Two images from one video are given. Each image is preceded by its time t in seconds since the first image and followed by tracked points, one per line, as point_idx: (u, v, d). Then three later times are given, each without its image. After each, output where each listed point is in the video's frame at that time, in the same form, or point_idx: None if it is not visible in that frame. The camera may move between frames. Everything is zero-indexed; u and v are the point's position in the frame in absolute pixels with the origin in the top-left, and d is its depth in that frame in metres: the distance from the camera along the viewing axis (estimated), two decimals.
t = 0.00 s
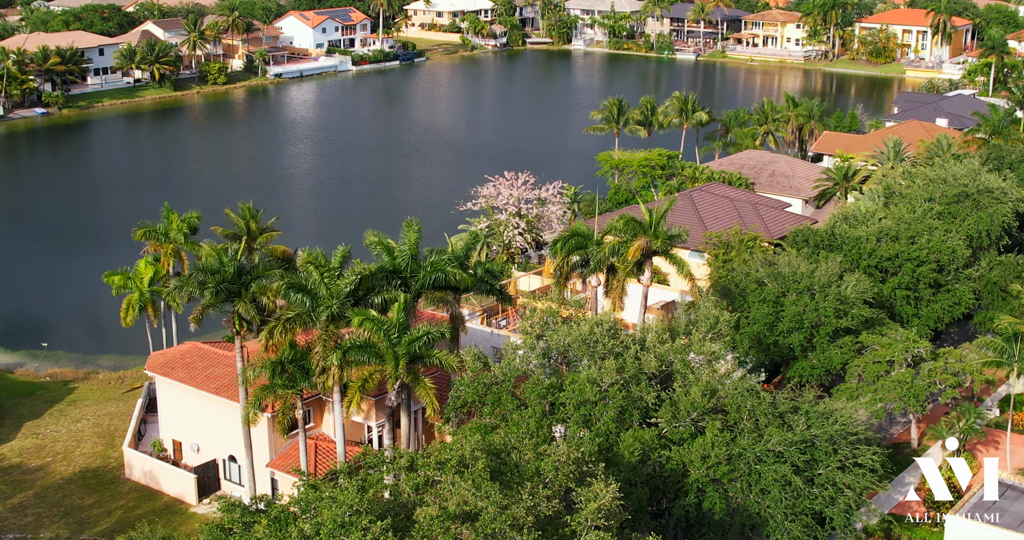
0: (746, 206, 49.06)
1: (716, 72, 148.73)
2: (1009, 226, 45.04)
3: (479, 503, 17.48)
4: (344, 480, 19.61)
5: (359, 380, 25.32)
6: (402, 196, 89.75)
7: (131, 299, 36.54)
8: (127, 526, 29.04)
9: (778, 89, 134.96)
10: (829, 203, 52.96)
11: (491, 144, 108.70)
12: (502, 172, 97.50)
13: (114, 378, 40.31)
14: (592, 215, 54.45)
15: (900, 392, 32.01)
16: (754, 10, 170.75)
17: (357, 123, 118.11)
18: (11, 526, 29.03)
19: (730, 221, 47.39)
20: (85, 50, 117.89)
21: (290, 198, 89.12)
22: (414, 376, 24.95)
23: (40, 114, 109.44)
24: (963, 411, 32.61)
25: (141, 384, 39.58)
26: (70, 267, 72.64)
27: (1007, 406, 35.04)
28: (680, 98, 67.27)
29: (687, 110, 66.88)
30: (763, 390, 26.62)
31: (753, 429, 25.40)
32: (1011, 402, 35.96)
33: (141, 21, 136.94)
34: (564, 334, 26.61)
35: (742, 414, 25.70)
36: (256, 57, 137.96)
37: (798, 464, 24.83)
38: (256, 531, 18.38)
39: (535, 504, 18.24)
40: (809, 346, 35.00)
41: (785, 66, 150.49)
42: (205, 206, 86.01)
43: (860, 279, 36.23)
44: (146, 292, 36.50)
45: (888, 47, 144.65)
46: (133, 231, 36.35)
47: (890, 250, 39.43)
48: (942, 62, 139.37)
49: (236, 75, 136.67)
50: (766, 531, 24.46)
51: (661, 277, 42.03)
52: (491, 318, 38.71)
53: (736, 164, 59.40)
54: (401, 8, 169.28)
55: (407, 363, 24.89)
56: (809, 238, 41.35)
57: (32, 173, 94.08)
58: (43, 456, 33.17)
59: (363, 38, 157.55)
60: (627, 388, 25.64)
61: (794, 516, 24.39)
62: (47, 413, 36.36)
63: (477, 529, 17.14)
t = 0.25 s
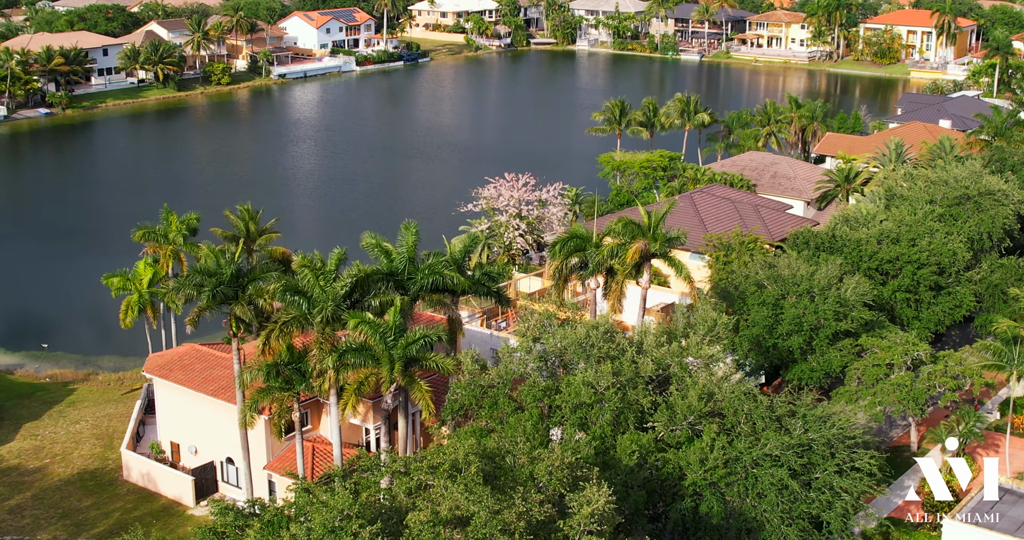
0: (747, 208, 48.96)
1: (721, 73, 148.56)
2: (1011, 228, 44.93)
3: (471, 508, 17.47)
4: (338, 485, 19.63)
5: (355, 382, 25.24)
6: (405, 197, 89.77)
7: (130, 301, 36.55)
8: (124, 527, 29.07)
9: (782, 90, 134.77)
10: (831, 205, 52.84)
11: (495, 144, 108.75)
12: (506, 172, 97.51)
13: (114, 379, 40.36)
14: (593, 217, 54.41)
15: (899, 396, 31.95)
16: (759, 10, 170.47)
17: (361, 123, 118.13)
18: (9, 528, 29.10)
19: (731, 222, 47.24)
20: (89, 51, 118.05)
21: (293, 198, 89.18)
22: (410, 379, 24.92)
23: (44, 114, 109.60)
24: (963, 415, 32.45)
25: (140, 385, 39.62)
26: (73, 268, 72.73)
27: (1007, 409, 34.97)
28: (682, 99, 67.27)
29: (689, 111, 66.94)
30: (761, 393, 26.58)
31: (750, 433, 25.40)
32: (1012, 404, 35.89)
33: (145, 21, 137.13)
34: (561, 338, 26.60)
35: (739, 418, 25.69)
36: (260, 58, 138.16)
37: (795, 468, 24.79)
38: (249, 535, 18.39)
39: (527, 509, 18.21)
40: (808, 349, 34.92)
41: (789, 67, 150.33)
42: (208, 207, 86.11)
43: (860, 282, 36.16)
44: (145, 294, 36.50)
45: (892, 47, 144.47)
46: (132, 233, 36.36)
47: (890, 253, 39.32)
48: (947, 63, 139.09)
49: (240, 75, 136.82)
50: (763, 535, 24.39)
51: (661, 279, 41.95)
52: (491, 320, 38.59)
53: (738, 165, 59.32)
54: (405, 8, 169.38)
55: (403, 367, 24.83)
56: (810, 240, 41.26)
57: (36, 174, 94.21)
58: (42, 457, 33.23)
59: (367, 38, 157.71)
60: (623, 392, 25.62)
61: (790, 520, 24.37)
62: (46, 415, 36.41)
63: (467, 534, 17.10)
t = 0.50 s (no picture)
0: (747, 210, 48.88)
1: (724, 74, 148.37)
2: (1011, 231, 44.85)
3: (462, 512, 17.53)
4: (330, 490, 19.62)
5: (350, 385, 25.18)
6: (408, 198, 89.74)
7: (129, 302, 36.56)
8: (121, 530, 29.08)
9: (786, 91, 134.57)
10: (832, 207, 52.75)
11: (498, 145, 108.73)
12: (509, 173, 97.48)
13: (113, 380, 40.36)
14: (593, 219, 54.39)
15: (898, 399, 31.87)
16: (762, 12, 170.38)
17: (364, 124, 118.18)
18: (5, 530, 29.15)
19: (731, 224, 47.13)
20: (93, 51, 118.13)
21: (296, 199, 89.19)
22: (406, 382, 24.86)
23: (47, 115, 109.66)
24: (961, 418, 32.35)
25: (140, 386, 39.62)
26: (75, 269, 72.76)
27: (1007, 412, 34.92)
28: (683, 101, 67.16)
29: (691, 113, 66.74)
30: (757, 397, 26.49)
31: (747, 437, 25.31)
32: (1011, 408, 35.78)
33: (149, 22, 137.24)
34: (558, 340, 26.49)
35: (735, 421, 25.59)
36: (264, 58, 138.30)
37: (791, 472, 24.72)
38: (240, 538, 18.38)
39: (518, 514, 18.15)
40: (807, 352, 34.84)
41: (793, 69, 150.27)
42: (210, 208, 86.17)
43: (859, 285, 36.10)
44: (144, 296, 36.56)
45: (896, 49, 144.38)
46: (130, 234, 36.35)
47: (890, 255, 39.23)
48: (951, 65, 138.93)
49: (243, 76, 136.91)
50: None
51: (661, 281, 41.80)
52: (490, 322, 38.32)
53: (738, 167, 59.26)
54: (408, 9, 169.51)
55: (399, 371, 24.77)
56: (810, 242, 41.20)
57: (39, 174, 94.25)
58: (40, 459, 33.24)
59: (370, 39, 157.83)
60: (619, 395, 25.46)
61: (786, 525, 24.39)
62: (45, 416, 36.43)
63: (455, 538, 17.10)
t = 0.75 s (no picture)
0: (748, 213, 48.73)
1: (729, 76, 148.22)
2: (1012, 234, 44.71)
3: (450, 519, 17.54)
4: (320, 496, 19.60)
5: (343, 390, 25.09)
6: (411, 200, 89.61)
7: (127, 305, 36.57)
8: (116, 533, 29.08)
9: (790, 94, 134.38)
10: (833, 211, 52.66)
11: (502, 147, 108.60)
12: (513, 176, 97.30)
13: (111, 383, 40.42)
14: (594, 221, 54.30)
15: (895, 404, 31.80)
16: (767, 13, 170.18)
17: (368, 126, 118.23)
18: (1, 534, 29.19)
19: (732, 228, 47.00)
20: (96, 53, 118.31)
21: (299, 201, 89.12)
22: (400, 387, 24.79)
23: (51, 116, 109.83)
24: (960, 424, 32.23)
25: (138, 389, 39.65)
26: (78, 271, 72.84)
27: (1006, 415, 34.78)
28: (686, 103, 66.95)
29: (693, 116, 66.14)
30: (753, 402, 26.44)
31: (742, 443, 25.24)
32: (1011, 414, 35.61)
33: (153, 24, 137.47)
34: (553, 345, 26.41)
35: (731, 426, 25.54)
36: (268, 60, 138.45)
37: (786, 478, 24.60)
38: None
39: (507, 520, 18.03)
40: (805, 357, 34.77)
41: (797, 71, 150.08)
42: (213, 210, 86.12)
43: (858, 289, 35.99)
44: (142, 299, 36.51)
45: (901, 51, 144.21)
46: (129, 236, 36.39)
47: (890, 259, 39.11)
48: (956, 67, 138.72)
49: (247, 77, 137.04)
50: None
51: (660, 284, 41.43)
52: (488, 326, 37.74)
53: (740, 170, 59.15)
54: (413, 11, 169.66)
55: (392, 376, 24.70)
56: (809, 246, 41.05)
57: (42, 176, 94.43)
58: (36, 462, 33.27)
59: (374, 41, 157.96)
60: (615, 400, 25.37)
61: (781, 531, 24.23)
62: (42, 419, 36.47)
63: None
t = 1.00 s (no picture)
0: (748, 217, 48.62)
1: (733, 78, 148.03)
2: (1012, 238, 44.59)
3: (438, 526, 17.52)
4: (310, 502, 19.56)
5: (337, 395, 25.02)
6: (415, 203, 89.56)
7: (124, 308, 36.18)
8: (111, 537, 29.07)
9: (795, 96, 134.19)
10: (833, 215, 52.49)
11: (505, 150, 108.49)
12: (516, 178, 97.19)
13: (110, 386, 40.43)
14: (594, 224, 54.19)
15: (893, 409, 31.67)
16: (772, 15, 170.08)
17: (372, 128, 118.23)
18: None
19: (731, 231, 46.87)
20: (100, 55, 118.43)
21: (302, 203, 89.11)
22: (393, 391, 24.72)
23: (54, 118, 109.93)
24: (959, 429, 32.13)
25: (136, 392, 39.65)
26: (79, 272, 72.87)
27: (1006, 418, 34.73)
28: (687, 106, 66.78)
29: (694, 119, 66.06)
30: (748, 407, 26.36)
31: (737, 448, 25.15)
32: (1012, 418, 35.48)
33: (156, 26, 137.60)
34: (549, 349, 26.32)
35: (726, 432, 25.45)
36: (271, 62, 138.57)
37: (781, 484, 24.51)
38: None
39: (496, 527, 17.93)
40: (804, 362, 34.62)
41: (801, 73, 149.94)
42: (216, 213, 86.13)
43: (857, 293, 35.87)
44: (139, 302, 35.97)
45: (905, 53, 144.17)
46: (126, 239, 36.36)
47: (889, 263, 39.03)
48: (960, 69, 138.56)
49: (250, 79, 137.15)
50: None
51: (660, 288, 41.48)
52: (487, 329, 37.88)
53: (741, 173, 59.04)
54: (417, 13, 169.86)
55: (386, 381, 24.63)
56: (809, 249, 40.90)
57: (45, 177, 94.54)
58: (33, 465, 33.28)
59: (378, 43, 158.07)
60: (610, 405, 25.22)
61: (776, 537, 24.14)
62: (39, 422, 36.49)
63: None
